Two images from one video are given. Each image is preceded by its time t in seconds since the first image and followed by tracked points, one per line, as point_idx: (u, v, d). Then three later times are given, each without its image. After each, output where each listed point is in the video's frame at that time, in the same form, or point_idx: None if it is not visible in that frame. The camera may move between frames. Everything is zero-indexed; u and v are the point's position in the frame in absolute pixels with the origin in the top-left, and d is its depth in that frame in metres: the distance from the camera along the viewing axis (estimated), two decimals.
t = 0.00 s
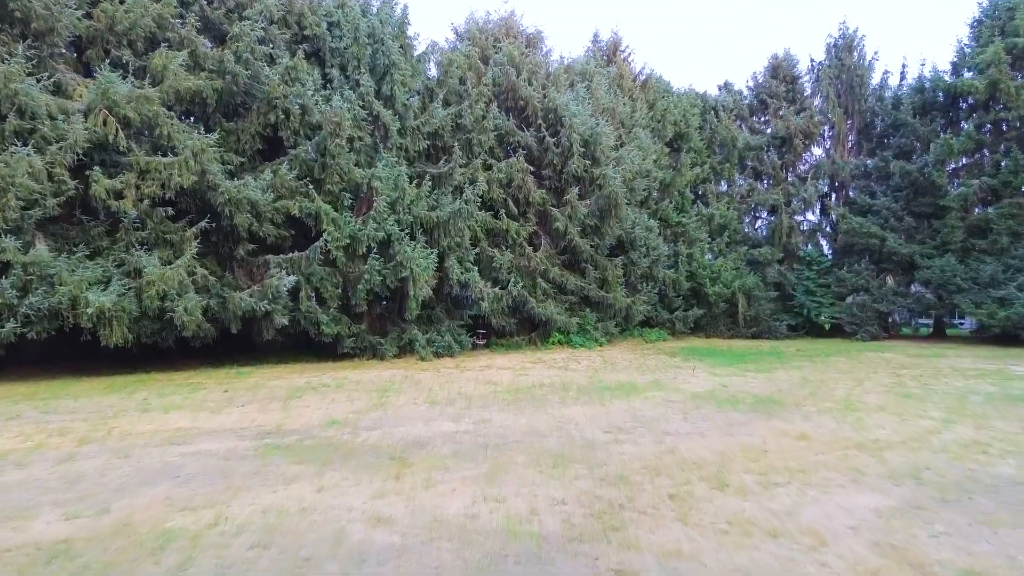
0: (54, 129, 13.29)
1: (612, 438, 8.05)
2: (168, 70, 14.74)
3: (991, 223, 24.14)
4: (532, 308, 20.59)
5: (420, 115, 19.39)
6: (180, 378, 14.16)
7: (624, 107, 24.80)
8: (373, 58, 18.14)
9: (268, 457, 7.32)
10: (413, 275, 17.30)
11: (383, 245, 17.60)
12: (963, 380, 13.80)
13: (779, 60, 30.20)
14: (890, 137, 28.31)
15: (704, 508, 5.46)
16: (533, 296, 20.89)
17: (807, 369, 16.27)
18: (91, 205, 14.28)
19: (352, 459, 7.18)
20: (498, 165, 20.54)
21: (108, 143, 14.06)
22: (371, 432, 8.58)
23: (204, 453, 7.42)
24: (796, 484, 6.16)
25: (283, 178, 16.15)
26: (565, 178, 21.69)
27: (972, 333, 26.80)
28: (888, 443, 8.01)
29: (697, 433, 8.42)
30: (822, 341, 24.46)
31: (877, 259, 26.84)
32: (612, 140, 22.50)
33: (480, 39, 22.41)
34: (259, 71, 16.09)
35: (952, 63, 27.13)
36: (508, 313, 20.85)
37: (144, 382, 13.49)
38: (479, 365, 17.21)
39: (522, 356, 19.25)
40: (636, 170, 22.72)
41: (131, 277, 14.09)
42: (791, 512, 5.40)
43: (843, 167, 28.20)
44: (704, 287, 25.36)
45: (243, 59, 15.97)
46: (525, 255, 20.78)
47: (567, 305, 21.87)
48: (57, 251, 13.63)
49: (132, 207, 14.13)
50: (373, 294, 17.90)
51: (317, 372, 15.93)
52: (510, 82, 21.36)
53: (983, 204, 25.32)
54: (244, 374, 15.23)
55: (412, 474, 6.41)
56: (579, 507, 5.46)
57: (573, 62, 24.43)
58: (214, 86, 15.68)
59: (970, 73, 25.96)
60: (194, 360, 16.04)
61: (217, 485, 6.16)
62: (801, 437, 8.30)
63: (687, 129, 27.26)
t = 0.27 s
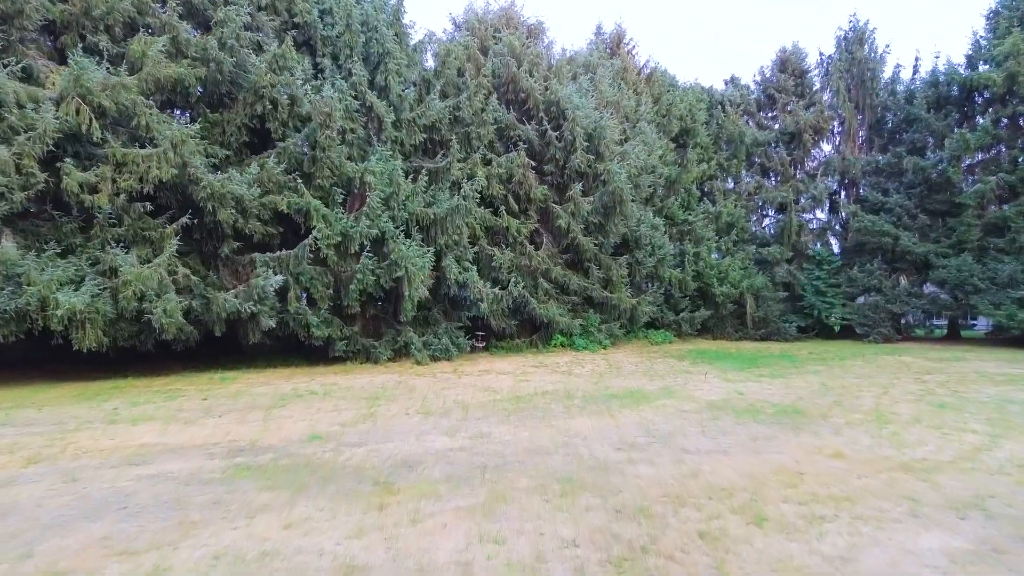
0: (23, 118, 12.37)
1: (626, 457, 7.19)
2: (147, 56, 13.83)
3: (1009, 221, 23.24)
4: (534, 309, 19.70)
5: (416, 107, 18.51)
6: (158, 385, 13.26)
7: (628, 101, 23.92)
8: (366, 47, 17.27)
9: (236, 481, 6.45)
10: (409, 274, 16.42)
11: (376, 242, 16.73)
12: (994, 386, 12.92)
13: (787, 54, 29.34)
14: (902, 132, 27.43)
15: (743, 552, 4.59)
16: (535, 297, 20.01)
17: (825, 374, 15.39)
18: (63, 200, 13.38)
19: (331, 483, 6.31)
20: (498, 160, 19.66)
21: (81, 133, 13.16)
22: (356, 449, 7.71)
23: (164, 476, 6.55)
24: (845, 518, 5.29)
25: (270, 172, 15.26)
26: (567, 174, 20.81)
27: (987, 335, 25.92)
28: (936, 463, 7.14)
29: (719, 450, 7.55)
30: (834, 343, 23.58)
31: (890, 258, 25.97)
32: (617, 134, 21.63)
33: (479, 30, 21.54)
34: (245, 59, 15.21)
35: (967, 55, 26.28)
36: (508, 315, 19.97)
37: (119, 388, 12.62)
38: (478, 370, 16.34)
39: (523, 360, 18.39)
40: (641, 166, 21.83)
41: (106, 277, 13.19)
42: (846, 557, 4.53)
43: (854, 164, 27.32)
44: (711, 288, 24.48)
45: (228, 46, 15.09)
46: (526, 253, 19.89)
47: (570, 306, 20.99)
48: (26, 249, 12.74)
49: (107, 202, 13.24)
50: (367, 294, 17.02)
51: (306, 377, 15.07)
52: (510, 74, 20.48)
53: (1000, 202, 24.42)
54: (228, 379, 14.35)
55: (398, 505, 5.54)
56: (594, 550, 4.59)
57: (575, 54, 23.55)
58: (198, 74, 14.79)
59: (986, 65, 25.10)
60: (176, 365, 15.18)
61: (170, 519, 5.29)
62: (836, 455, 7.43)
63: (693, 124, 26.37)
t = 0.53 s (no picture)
0: None
1: (642, 481, 6.33)
2: (123, 40, 12.85)
3: None
4: (535, 310, 18.81)
5: (411, 97, 17.62)
6: (133, 391, 12.38)
7: (633, 94, 23.03)
8: (358, 34, 16.38)
9: (194, 510, 5.58)
10: (403, 273, 15.53)
11: (369, 240, 15.84)
12: None
13: (795, 46, 28.43)
14: (915, 127, 26.54)
15: None
16: (536, 297, 19.12)
17: (844, 380, 14.50)
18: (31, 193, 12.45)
19: (303, 513, 5.44)
20: (497, 154, 18.76)
21: (50, 121, 12.24)
22: (336, 469, 6.83)
23: (111, 504, 5.68)
24: (911, 563, 4.42)
25: (255, 164, 14.36)
26: (570, 169, 19.91)
27: (1005, 336, 25.01)
28: (996, 487, 6.26)
29: (747, 472, 6.67)
30: (847, 345, 22.71)
31: (903, 257, 25.08)
32: (621, 128, 20.74)
33: (478, 18, 20.64)
34: (228, 44, 14.31)
35: (983, 47, 25.38)
36: (508, 316, 19.08)
37: (89, 396, 11.75)
38: (477, 374, 15.45)
39: (525, 363, 17.51)
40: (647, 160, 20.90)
41: (77, 276, 12.30)
42: None
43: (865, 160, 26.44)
44: (719, 288, 23.58)
45: (210, 30, 14.19)
46: (526, 252, 19.00)
47: (573, 306, 20.09)
48: None
49: (78, 195, 12.34)
50: (359, 294, 16.13)
51: (294, 381, 14.19)
52: (510, 64, 19.58)
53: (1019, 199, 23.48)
54: (209, 385, 13.47)
55: (376, 545, 4.66)
56: None
57: (578, 45, 22.65)
58: (178, 61, 13.85)
59: (1004, 57, 24.21)
60: (155, 369, 14.32)
61: (103, 563, 4.42)
62: (880, 477, 6.56)
63: (700, 118, 25.47)
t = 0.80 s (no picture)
0: None
1: (664, 511, 5.45)
2: (94, 20, 11.95)
3: None
4: (537, 311, 17.92)
5: (406, 86, 16.73)
6: (104, 399, 11.49)
7: (638, 85, 22.13)
8: (350, 19, 15.50)
9: (135, 549, 4.70)
10: (397, 272, 14.63)
11: (361, 236, 14.96)
12: None
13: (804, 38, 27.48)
14: (929, 122, 25.64)
15: None
16: (537, 297, 18.22)
17: (866, 385, 13.60)
18: None
19: (263, 555, 4.56)
20: (497, 147, 17.87)
21: (15, 108, 11.34)
22: (311, 495, 5.95)
23: (37, 542, 4.79)
24: None
25: (238, 155, 13.44)
26: (573, 163, 19.02)
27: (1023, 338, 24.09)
28: None
29: (784, 498, 5.79)
30: (861, 347, 21.81)
31: (918, 256, 24.20)
32: (626, 120, 19.85)
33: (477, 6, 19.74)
34: (210, 27, 13.41)
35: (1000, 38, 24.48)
36: (508, 317, 18.19)
37: (55, 404, 10.87)
38: (475, 379, 14.57)
39: (525, 366, 16.62)
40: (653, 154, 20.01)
41: (43, 274, 11.38)
42: None
43: (877, 155, 25.55)
44: (727, 287, 22.68)
45: (190, 12, 13.30)
46: (527, 250, 18.11)
47: (575, 307, 19.19)
48: None
49: (45, 187, 11.43)
50: (350, 294, 15.25)
51: (279, 387, 13.29)
52: (510, 53, 18.68)
53: None
54: (187, 391, 12.58)
55: None
56: None
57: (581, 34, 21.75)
58: (155, 44, 12.96)
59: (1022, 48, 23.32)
60: (132, 373, 13.46)
61: None
62: (938, 505, 5.68)
63: (706, 112, 24.58)
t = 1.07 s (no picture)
0: None
1: (694, 553, 4.54)
2: None
3: None
4: (538, 312, 17.01)
5: (400, 74, 15.81)
6: (70, 408, 10.58)
7: (643, 77, 21.21)
8: (340, 2, 14.59)
9: None
10: (389, 270, 13.72)
11: (351, 232, 14.06)
12: None
13: (814, 30, 26.60)
14: (945, 115, 24.72)
15: None
16: (538, 298, 17.30)
17: (892, 392, 12.67)
18: None
19: None
20: (496, 139, 16.95)
21: None
22: (275, 531, 5.04)
23: None
24: None
25: (218, 145, 12.51)
26: (576, 156, 18.10)
27: None
28: None
29: (836, 537, 4.86)
30: (877, 350, 20.89)
31: (934, 255, 23.29)
32: (632, 112, 18.93)
33: None
34: (188, 8, 12.50)
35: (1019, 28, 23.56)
36: (508, 318, 17.27)
37: (12, 414, 9.95)
38: (472, 385, 13.65)
39: (526, 371, 15.69)
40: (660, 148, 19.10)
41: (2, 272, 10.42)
42: None
43: (891, 150, 24.64)
44: (736, 287, 21.75)
45: None
46: (528, 248, 17.21)
47: (579, 308, 18.27)
48: None
49: (5, 178, 10.48)
50: (340, 294, 14.33)
51: (262, 394, 12.39)
52: (511, 40, 17.75)
53: None
54: (161, 400, 11.66)
55: None
56: None
57: (584, 23, 20.81)
58: (128, 25, 12.02)
59: None
60: (104, 379, 12.57)
61: None
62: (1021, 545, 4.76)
63: (714, 105, 23.65)
